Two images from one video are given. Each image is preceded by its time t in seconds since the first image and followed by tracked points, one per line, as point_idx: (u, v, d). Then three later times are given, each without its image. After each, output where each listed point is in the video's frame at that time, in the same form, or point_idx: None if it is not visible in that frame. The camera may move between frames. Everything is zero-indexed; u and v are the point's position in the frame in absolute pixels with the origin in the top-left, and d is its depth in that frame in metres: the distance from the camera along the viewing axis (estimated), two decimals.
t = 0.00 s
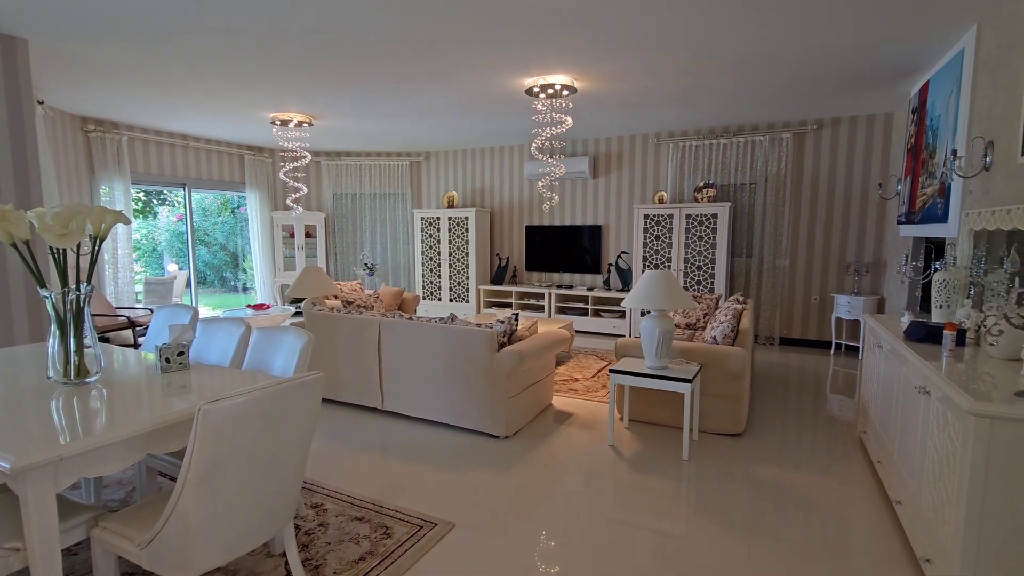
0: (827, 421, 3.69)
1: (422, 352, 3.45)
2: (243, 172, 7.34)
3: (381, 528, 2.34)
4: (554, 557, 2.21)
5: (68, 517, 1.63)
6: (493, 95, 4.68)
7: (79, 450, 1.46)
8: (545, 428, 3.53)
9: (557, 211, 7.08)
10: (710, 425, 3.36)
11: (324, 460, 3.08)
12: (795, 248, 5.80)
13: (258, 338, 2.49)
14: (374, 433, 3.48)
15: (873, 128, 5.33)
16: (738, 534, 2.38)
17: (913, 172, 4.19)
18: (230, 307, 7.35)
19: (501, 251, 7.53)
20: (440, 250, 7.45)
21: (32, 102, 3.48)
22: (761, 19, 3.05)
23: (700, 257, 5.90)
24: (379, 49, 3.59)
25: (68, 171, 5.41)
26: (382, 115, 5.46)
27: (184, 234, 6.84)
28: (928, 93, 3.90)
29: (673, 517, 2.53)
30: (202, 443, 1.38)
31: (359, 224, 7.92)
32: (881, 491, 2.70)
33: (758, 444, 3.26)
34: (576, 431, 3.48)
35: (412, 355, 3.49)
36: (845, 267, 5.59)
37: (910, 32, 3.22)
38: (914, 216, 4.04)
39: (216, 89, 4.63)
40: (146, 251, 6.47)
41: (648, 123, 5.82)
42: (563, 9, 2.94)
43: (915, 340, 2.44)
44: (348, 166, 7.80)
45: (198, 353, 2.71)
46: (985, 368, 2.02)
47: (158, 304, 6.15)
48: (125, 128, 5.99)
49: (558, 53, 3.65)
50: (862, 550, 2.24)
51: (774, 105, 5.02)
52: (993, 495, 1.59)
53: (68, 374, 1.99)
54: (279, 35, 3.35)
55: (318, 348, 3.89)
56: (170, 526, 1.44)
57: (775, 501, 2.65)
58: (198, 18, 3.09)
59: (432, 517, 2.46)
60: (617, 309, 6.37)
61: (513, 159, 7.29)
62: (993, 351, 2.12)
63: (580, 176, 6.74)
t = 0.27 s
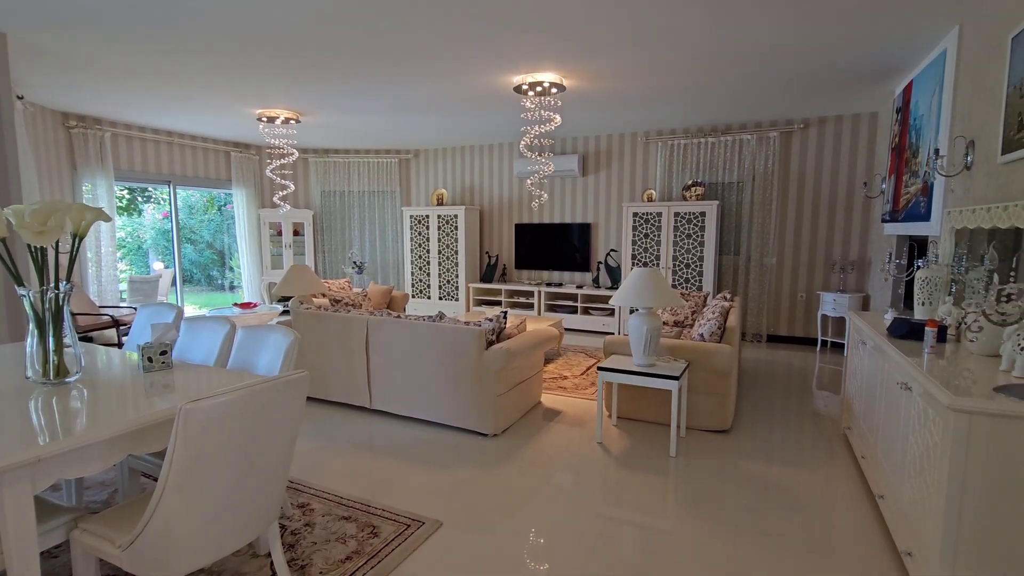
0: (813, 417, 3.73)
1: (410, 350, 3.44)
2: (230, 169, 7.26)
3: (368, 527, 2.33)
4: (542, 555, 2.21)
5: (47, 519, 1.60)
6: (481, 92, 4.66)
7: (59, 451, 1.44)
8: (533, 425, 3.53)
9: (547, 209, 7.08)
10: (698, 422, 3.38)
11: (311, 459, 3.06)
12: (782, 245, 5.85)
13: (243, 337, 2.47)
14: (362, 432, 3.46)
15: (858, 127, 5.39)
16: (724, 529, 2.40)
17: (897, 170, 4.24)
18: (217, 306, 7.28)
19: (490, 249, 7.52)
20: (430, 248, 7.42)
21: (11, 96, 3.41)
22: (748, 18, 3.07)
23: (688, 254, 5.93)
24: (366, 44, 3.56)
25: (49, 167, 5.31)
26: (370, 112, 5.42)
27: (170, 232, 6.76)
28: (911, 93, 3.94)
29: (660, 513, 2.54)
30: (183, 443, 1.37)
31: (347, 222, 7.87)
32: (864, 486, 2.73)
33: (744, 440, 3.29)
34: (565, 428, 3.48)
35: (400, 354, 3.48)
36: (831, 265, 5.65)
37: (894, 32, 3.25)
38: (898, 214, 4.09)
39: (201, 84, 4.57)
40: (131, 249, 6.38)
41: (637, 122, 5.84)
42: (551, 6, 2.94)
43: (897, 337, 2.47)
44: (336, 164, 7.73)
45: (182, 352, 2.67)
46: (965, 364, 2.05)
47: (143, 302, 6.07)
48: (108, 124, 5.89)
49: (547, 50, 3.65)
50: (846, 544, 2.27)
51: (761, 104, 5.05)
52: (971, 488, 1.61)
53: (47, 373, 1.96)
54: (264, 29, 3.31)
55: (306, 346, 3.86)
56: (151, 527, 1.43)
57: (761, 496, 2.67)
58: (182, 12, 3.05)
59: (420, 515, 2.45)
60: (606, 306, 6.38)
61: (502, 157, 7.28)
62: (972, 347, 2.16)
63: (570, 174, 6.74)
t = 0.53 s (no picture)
0: (798, 414, 3.76)
1: (397, 349, 3.42)
2: (216, 166, 7.18)
3: (353, 527, 2.32)
4: (527, 553, 2.21)
5: (22, 522, 1.57)
6: (470, 90, 4.65)
7: (33, 453, 1.41)
8: (521, 424, 3.53)
9: (536, 207, 7.07)
10: (685, 419, 3.40)
11: (297, 460, 3.03)
12: (769, 243, 5.89)
13: (226, 336, 2.44)
14: (349, 431, 3.44)
15: (845, 126, 5.44)
16: (709, 526, 2.41)
17: (881, 170, 4.28)
18: (203, 305, 7.21)
19: (480, 247, 7.51)
20: (419, 247, 7.39)
21: None
22: (734, 17, 3.08)
23: (677, 253, 5.96)
24: (352, 40, 3.53)
25: (30, 163, 5.22)
26: (358, 109, 5.38)
27: (155, 230, 6.69)
28: (896, 93, 3.98)
29: (646, 510, 2.55)
30: (160, 444, 1.35)
31: (335, 220, 7.81)
32: (848, 482, 2.76)
33: (730, 437, 3.31)
34: (553, 426, 3.48)
35: (387, 352, 3.46)
36: (818, 263, 5.70)
37: (878, 33, 3.28)
38: (883, 213, 4.12)
39: (185, 80, 4.51)
40: (116, 248, 6.33)
41: (626, 120, 5.85)
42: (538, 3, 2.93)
43: (880, 334, 2.49)
44: (324, 161, 7.67)
45: (164, 352, 2.64)
46: (946, 361, 2.07)
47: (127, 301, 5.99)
48: (91, 120, 5.80)
49: (535, 47, 3.64)
50: (829, 540, 2.29)
51: (749, 103, 5.07)
52: (950, 485, 1.63)
53: (23, 374, 1.92)
54: (248, 24, 3.27)
55: (292, 345, 3.83)
56: (127, 530, 1.40)
57: (746, 493, 2.69)
58: (163, 6, 3.00)
59: (406, 515, 2.44)
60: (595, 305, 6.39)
61: (492, 155, 7.26)
62: (952, 344, 2.18)
63: (559, 172, 6.74)
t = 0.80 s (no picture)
0: (785, 411, 3.79)
1: (385, 347, 3.41)
2: (204, 163, 7.11)
3: (337, 527, 2.30)
4: (512, 552, 2.21)
5: None
6: (458, 87, 4.63)
7: (7, 454, 1.39)
8: (509, 422, 3.52)
9: (527, 206, 7.07)
10: (672, 417, 3.41)
11: (282, 459, 3.01)
12: (758, 242, 5.93)
13: (209, 334, 2.41)
14: (336, 430, 3.42)
15: (832, 126, 5.47)
16: (694, 523, 2.42)
17: (867, 169, 4.31)
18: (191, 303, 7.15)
19: (470, 246, 7.49)
20: (409, 245, 7.36)
21: None
22: (721, 16, 3.09)
23: (666, 251, 5.97)
24: (339, 37, 3.51)
25: (12, 160, 5.14)
26: (347, 106, 5.35)
27: (143, 228, 6.63)
28: (881, 93, 4.01)
29: (632, 508, 2.56)
30: (135, 443, 1.33)
31: (325, 218, 7.77)
32: (832, 478, 2.78)
33: (717, 435, 3.32)
34: (541, 425, 3.48)
35: (374, 351, 3.44)
36: (805, 262, 5.74)
37: (863, 33, 3.31)
38: (868, 212, 4.16)
39: (170, 76, 4.46)
40: (103, 245, 6.26)
41: (616, 118, 5.85)
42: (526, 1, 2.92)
43: (864, 332, 2.51)
44: (313, 159, 7.62)
45: (146, 351, 2.61)
46: (927, 359, 2.09)
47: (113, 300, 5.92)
48: (75, 116, 5.72)
49: (523, 45, 3.63)
50: (812, 536, 2.31)
51: (738, 101, 5.08)
52: (929, 481, 1.64)
53: None
54: (233, 20, 3.24)
55: (279, 344, 3.80)
56: (102, 531, 1.38)
57: (732, 490, 2.70)
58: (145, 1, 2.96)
59: (391, 514, 2.43)
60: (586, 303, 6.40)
61: (482, 153, 7.24)
62: (934, 342, 2.20)
63: (549, 171, 6.74)
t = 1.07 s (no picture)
0: (772, 409, 3.81)
1: (372, 346, 3.39)
2: (192, 161, 7.05)
3: (321, 527, 2.29)
4: (497, 550, 2.20)
5: None
6: (448, 84, 4.61)
7: None
8: (497, 420, 3.52)
9: (517, 204, 7.06)
10: (659, 415, 3.41)
11: (268, 459, 2.99)
12: (747, 240, 5.96)
13: (192, 332, 2.39)
14: (323, 429, 3.40)
15: (820, 125, 5.50)
16: (679, 521, 2.43)
17: (854, 168, 4.35)
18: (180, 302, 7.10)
19: (461, 244, 7.48)
20: (400, 243, 7.33)
21: None
22: (708, 14, 3.09)
23: (656, 249, 5.99)
24: (326, 33, 3.48)
25: None
26: (336, 103, 5.32)
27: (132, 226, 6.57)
28: (868, 92, 4.03)
29: (618, 505, 2.56)
30: (109, 444, 1.32)
31: (315, 216, 7.72)
32: (817, 475, 2.80)
33: (704, 432, 3.33)
34: (529, 423, 3.48)
35: (361, 349, 3.43)
36: (794, 260, 5.77)
37: (849, 32, 3.32)
38: (855, 211, 4.18)
39: (155, 72, 4.41)
40: (91, 243, 6.20)
41: (606, 117, 5.85)
42: None
43: (848, 330, 2.52)
44: (303, 156, 7.58)
45: (128, 350, 2.58)
46: (908, 356, 2.11)
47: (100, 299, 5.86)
48: (60, 113, 5.65)
49: (512, 43, 3.62)
50: (796, 533, 2.32)
51: (727, 100, 5.10)
52: (908, 477, 1.66)
53: None
54: (217, 15, 3.20)
55: (265, 343, 3.77)
56: (76, 533, 1.37)
57: (717, 487, 2.71)
58: None
59: (376, 513, 2.42)
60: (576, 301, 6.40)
61: (473, 151, 7.23)
62: (915, 339, 2.22)
63: (540, 169, 6.73)
